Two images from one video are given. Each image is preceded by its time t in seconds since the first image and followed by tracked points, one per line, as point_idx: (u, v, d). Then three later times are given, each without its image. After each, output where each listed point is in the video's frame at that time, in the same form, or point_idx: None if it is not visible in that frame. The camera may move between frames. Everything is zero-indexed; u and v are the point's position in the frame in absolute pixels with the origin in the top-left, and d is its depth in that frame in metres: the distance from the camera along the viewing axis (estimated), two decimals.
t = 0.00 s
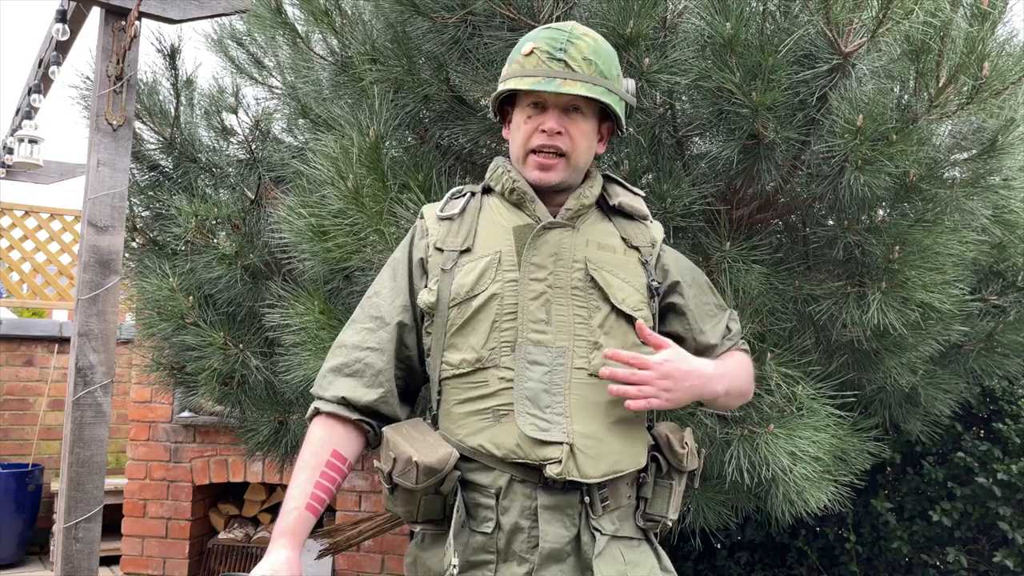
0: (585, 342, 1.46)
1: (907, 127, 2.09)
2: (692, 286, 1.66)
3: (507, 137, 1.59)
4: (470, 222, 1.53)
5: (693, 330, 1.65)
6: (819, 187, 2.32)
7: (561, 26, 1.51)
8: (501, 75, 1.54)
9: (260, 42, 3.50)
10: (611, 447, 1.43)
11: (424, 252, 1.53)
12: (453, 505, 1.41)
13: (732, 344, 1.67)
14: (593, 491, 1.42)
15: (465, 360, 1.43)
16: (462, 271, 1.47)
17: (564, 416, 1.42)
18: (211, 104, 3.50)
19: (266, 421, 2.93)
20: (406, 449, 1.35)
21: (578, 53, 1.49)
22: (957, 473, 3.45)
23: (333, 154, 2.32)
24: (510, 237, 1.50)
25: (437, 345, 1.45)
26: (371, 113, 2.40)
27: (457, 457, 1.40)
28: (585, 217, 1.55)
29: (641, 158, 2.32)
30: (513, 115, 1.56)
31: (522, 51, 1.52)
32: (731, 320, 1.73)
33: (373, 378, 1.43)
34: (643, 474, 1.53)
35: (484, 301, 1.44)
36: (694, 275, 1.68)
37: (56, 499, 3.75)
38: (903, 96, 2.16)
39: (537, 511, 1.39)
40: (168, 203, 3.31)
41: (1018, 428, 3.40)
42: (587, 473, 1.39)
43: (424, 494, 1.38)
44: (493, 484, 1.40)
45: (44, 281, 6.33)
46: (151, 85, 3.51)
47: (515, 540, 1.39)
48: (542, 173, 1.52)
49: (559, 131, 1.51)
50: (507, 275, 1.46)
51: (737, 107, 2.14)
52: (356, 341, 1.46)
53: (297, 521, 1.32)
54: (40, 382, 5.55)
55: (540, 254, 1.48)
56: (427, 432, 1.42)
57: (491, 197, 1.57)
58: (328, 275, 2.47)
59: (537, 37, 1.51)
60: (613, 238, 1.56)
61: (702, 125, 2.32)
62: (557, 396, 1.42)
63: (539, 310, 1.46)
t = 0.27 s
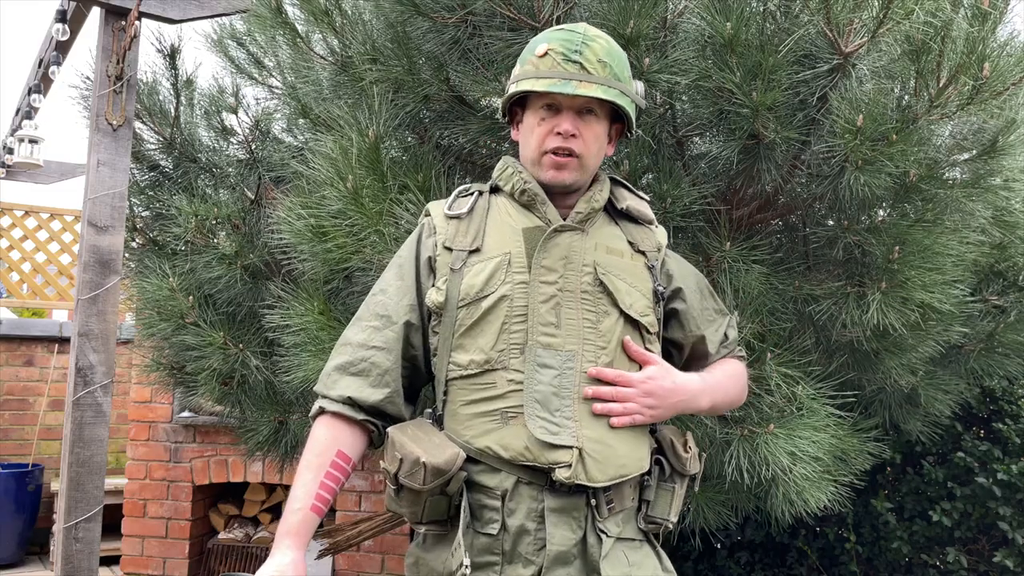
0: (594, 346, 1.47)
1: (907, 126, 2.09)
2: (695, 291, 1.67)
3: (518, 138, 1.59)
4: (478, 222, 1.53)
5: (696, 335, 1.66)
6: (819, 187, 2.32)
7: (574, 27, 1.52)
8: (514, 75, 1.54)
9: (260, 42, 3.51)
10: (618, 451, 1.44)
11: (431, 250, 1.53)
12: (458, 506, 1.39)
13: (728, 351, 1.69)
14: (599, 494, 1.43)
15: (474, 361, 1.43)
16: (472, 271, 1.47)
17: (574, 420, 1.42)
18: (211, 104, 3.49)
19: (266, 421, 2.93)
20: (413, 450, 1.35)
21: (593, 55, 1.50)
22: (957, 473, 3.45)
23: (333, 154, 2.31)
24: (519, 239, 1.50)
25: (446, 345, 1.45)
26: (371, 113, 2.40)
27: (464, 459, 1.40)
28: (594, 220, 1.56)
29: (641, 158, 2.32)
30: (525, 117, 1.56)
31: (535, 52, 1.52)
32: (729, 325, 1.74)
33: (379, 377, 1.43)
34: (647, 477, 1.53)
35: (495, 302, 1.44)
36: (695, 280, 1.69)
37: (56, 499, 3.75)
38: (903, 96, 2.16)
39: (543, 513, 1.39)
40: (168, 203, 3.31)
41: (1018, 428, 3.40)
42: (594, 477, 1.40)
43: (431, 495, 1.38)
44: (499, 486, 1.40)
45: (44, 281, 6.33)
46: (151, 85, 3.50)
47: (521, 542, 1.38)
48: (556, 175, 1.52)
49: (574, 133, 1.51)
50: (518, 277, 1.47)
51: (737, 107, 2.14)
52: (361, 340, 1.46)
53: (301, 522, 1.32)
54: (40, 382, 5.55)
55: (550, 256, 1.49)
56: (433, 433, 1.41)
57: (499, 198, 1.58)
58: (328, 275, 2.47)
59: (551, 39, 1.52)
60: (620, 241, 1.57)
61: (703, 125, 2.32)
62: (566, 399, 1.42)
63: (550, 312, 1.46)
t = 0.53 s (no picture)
0: (597, 347, 1.47)
1: (907, 126, 2.09)
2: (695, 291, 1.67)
3: (519, 139, 1.59)
4: (479, 223, 1.53)
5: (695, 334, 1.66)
6: (819, 187, 2.32)
7: (575, 27, 1.52)
8: (514, 76, 1.54)
9: (260, 42, 3.51)
10: (621, 451, 1.44)
11: (433, 251, 1.53)
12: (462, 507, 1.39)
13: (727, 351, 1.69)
14: (603, 494, 1.43)
15: (476, 362, 1.43)
16: (474, 272, 1.47)
17: (577, 420, 1.42)
18: (211, 104, 3.49)
19: (266, 421, 2.93)
20: (417, 451, 1.35)
21: (594, 55, 1.50)
22: (957, 473, 3.45)
23: (333, 153, 2.31)
24: (522, 239, 1.50)
25: (448, 346, 1.45)
26: (371, 113, 2.40)
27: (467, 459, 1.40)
28: (595, 220, 1.56)
29: (641, 158, 2.32)
30: (526, 117, 1.56)
31: (536, 52, 1.52)
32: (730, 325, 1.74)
33: (382, 379, 1.43)
34: (649, 476, 1.53)
35: (497, 303, 1.44)
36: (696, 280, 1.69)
37: (56, 499, 3.75)
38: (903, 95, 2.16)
39: (547, 514, 1.39)
40: (168, 203, 3.31)
41: (1018, 428, 3.40)
42: (598, 477, 1.40)
43: (434, 496, 1.37)
44: (502, 487, 1.40)
45: (44, 281, 6.33)
46: (151, 85, 3.50)
47: (524, 542, 1.39)
48: (559, 174, 1.52)
49: (577, 133, 1.51)
50: (520, 277, 1.47)
51: (737, 107, 2.14)
52: (364, 341, 1.46)
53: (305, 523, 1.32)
54: (39, 382, 5.55)
55: (552, 257, 1.49)
56: (436, 434, 1.41)
57: (500, 198, 1.58)
58: (329, 275, 2.47)
59: (551, 38, 1.52)
60: (622, 242, 1.57)
61: (702, 125, 2.32)
62: (569, 399, 1.42)
63: (552, 313, 1.46)
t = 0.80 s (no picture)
0: (597, 346, 1.47)
1: (907, 126, 2.09)
2: (695, 291, 1.67)
3: (517, 139, 1.58)
4: (478, 224, 1.54)
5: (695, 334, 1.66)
6: (818, 187, 2.33)
7: (570, 27, 1.52)
8: (511, 76, 1.53)
9: (259, 42, 3.51)
10: (621, 451, 1.44)
11: (433, 252, 1.53)
12: (463, 508, 1.40)
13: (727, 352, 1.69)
14: (604, 494, 1.43)
15: (477, 363, 1.43)
16: (473, 273, 1.47)
17: (577, 420, 1.42)
18: (211, 104, 3.50)
19: (265, 421, 2.93)
20: (419, 452, 1.35)
21: (591, 53, 1.51)
22: (957, 473, 3.45)
23: (333, 153, 2.31)
24: (521, 240, 1.50)
25: (448, 347, 1.45)
26: (371, 112, 2.41)
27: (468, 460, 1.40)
28: (595, 220, 1.57)
29: (641, 158, 2.32)
30: (524, 118, 1.55)
31: (532, 52, 1.52)
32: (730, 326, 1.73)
33: (383, 380, 1.43)
34: (650, 476, 1.54)
35: (496, 303, 1.45)
36: (696, 280, 1.69)
37: (56, 499, 3.76)
38: (902, 95, 2.16)
39: (548, 514, 1.39)
40: (168, 203, 3.31)
41: (1018, 428, 3.40)
42: (599, 477, 1.40)
43: (435, 497, 1.37)
44: (503, 487, 1.40)
45: (44, 281, 6.33)
46: (151, 85, 3.50)
47: (526, 543, 1.39)
48: (560, 173, 1.52)
49: (576, 131, 1.51)
50: (519, 278, 1.47)
51: (737, 107, 2.14)
52: (365, 343, 1.46)
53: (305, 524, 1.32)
54: (39, 382, 5.55)
55: (552, 257, 1.49)
56: (437, 435, 1.41)
57: (499, 199, 1.58)
58: (329, 275, 2.47)
59: (547, 38, 1.52)
60: (622, 241, 1.58)
61: (702, 125, 2.32)
62: (569, 399, 1.42)
63: (551, 313, 1.46)
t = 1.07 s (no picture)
0: (594, 345, 1.47)
1: (906, 126, 2.09)
2: (693, 289, 1.67)
3: (511, 139, 1.58)
4: (475, 225, 1.54)
5: (693, 331, 1.65)
6: (818, 187, 2.32)
7: (562, 25, 1.52)
8: (504, 76, 1.53)
9: (260, 42, 3.51)
10: (620, 449, 1.44)
11: (429, 255, 1.53)
12: (463, 509, 1.40)
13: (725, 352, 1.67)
14: (604, 492, 1.43)
15: (474, 364, 1.43)
16: (469, 275, 1.48)
17: (575, 419, 1.42)
18: (211, 104, 3.50)
19: (265, 421, 2.93)
20: (416, 454, 1.35)
21: (584, 51, 1.51)
22: (957, 473, 3.45)
23: (333, 153, 2.31)
24: (517, 241, 1.50)
25: (446, 349, 1.46)
26: (370, 112, 2.41)
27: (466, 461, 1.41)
28: (592, 219, 1.57)
29: (641, 158, 2.31)
30: (518, 117, 1.55)
31: (524, 51, 1.52)
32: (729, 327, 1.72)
33: (381, 382, 1.43)
34: (652, 475, 1.54)
35: (493, 304, 1.45)
36: (695, 279, 1.69)
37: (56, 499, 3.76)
38: (901, 95, 2.16)
39: (547, 514, 1.39)
40: (168, 203, 3.31)
41: (1018, 428, 3.40)
42: (598, 476, 1.40)
43: (434, 499, 1.38)
44: (503, 487, 1.40)
45: (44, 281, 6.33)
46: (151, 85, 3.50)
47: (526, 543, 1.39)
48: (556, 171, 1.52)
49: (572, 129, 1.51)
50: (515, 278, 1.47)
51: (736, 107, 2.13)
52: (363, 345, 1.46)
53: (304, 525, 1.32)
54: (40, 382, 5.56)
55: (547, 257, 1.49)
56: (436, 437, 1.42)
57: (495, 200, 1.58)
58: (328, 275, 2.47)
59: (540, 36, 1.51)
60: (618, 239, 1.58)
61: (701, 125, 2.32)
62: (566, 398, 1.42)
63: (547, 313, 1.46)
